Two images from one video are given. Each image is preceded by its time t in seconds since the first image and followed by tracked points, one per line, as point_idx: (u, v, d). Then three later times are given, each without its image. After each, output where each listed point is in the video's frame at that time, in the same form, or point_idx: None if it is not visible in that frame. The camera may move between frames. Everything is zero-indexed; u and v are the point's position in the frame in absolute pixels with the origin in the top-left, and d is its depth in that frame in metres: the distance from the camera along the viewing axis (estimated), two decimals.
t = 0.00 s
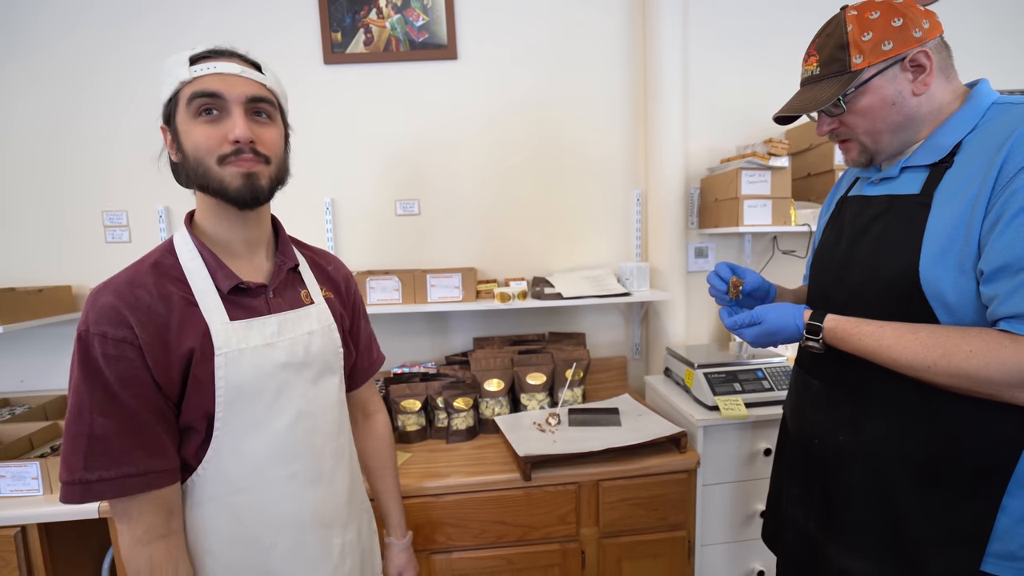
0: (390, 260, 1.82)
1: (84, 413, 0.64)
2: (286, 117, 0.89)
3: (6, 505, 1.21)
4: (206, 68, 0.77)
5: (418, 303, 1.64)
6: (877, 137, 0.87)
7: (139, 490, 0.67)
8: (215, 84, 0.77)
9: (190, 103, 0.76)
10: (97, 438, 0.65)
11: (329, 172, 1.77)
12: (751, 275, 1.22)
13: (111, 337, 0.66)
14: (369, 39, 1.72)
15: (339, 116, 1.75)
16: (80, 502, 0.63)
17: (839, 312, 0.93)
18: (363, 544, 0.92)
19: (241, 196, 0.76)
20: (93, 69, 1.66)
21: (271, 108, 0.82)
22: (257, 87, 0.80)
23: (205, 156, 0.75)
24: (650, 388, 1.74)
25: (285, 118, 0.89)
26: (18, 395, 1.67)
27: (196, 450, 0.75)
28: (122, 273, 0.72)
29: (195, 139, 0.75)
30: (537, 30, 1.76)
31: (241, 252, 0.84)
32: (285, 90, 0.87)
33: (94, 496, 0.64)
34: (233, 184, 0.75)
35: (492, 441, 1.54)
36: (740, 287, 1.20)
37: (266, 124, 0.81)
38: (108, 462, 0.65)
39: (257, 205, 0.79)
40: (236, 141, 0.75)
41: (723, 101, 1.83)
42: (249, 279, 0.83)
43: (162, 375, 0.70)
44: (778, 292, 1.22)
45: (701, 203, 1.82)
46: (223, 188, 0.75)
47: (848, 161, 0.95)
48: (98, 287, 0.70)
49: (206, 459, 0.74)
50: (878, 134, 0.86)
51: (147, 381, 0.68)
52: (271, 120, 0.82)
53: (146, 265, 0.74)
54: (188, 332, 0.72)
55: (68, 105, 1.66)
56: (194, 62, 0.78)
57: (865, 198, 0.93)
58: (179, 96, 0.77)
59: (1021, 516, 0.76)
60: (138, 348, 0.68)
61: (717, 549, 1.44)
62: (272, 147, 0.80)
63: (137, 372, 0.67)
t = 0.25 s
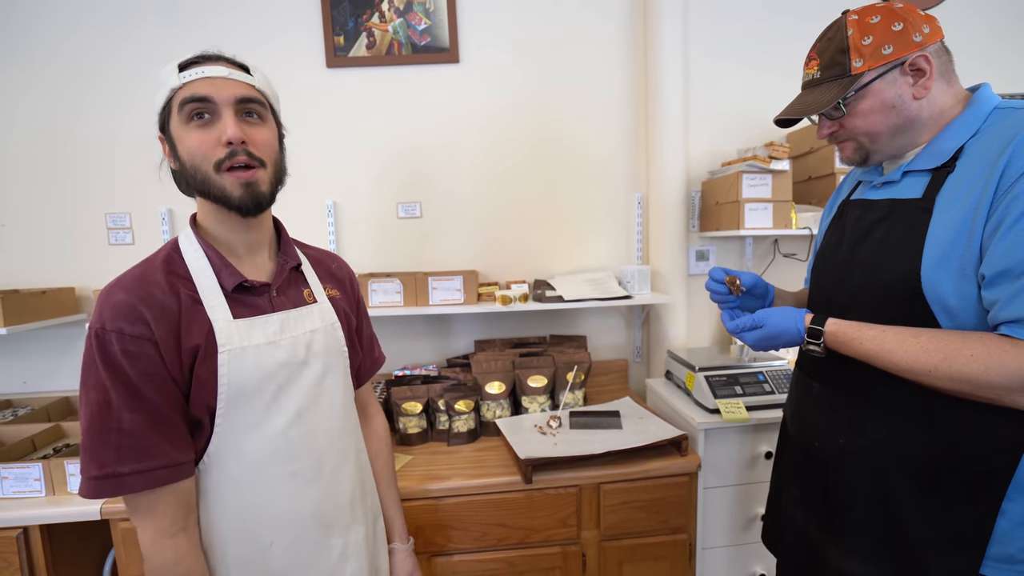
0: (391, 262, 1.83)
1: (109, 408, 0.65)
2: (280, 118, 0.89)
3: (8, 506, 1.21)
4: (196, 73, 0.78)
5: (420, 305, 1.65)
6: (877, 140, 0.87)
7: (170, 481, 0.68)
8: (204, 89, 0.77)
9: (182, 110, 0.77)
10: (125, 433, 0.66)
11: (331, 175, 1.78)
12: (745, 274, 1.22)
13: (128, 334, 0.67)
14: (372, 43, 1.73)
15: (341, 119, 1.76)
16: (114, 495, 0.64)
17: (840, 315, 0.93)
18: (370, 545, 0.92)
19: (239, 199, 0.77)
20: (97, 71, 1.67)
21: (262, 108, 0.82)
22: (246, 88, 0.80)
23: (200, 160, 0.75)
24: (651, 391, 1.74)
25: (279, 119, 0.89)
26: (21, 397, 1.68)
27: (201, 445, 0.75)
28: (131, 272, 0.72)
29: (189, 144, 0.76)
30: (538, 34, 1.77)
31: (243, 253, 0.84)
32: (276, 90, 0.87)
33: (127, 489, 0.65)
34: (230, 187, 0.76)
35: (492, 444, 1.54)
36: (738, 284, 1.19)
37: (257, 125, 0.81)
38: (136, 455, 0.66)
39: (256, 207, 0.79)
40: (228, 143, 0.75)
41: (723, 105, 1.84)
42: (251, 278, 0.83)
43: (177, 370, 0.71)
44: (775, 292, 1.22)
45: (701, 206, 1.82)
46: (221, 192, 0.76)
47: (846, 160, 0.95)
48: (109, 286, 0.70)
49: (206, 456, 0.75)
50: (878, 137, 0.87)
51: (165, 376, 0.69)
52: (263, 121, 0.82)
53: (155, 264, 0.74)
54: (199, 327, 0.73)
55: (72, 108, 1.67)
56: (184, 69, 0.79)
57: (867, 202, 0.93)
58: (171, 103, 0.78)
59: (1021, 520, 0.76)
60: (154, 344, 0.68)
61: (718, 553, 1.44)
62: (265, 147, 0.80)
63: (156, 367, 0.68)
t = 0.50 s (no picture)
0: (392, 264, 1.83)
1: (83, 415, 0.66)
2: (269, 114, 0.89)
3: (9, 508, 1.21)
4: (179, 76, 0.78)
5: (420, 307, 1.65)
6: (876, 142, 0.88)
7: (132, 492, 0.68)
8: (189, 91, 0.78)
9: (171, 115, 0.77)
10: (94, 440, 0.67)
11: (332, 177, 1.78)
12: (743, 274, 1.22)
13: (107, 343, 0.67)
14: (373, 45, 1.73)
15: (342, 121, 1.76)
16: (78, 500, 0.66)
17: (841, 318, 0.93)
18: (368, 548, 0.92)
19: (235, 197, 0.77)
20: (99, 74, 1.67)
21: (249, 104, 0.82)
22: (230, 86, 0.80)
23: (196, 162, 0.76)
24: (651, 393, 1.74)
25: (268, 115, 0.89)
26: (22, 399, 1.68)
27: (195, 447, 0.75)
28: (129, 279, 0.74)
29: (184, 147, 0.76)
30: (539, 37, 1.77)
31: (242, 255, 0.85)
32: (262, 86, 0.87)
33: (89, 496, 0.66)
34: (225, 185, 0.76)
35: (492, 446, 1.54)
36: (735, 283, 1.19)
37: (247, 122, 0.81)
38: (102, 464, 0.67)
39: (255, 203, 0.79)
40: (221, 141, 0.76)
41: (723, 108, 1.84)
42: (248, 280, 0.83)
43: (158, 380, 0.70)
44: (775, 291, 1.23)
45: (702, 208, 1.82)
46: (217, 191, 0.76)
47: (845, 162, 0.96)
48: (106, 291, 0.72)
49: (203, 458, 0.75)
50: (878, 140, 0.87)
51: (142, 387, 0.69)
52: (252, 117, 0.82)
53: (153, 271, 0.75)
54: (184, 336, 0.72)
55: (74, 110, 1.68)
56: (167, 74, 0.79)
57: (869, 204, 0.94)
58: (160, 111, 0.79)
59: (1019, 523, 0.76)
60: (133, 354, 0.68)
61: (718, 555, 1.44)
62: (257, 142, 0.80)
63: (132, 377, 0.68)
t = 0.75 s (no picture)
0: (392, 265, 1.83)
1: (67, 410, 0.68)
2: (258, 112, 0.89)
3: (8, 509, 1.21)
4: (162, 83, 0.78)
5: (421, 308, 1.65)
6: (878, 143, 0.88)
7: (103, 492, 0.68)
8: (173, 97, 0.78)
9: (161, 124, 0.78)
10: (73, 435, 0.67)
11: (332, 178, 1.78)
12: (745, 276, 1.22)
13: (100, 340, 0.68)
14: (374, 47, 1.73)
15: (343, 122, 1.76)
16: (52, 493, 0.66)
17: (844, 319, 0.93)
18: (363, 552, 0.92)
19: (229, 198, 0.77)
20: (100, 74, 1.67)
21: (235, 104, 0.82)
22: (215, 87, 0.80)
23: (187, 167, 0.76)
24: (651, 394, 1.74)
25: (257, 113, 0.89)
26: (22, 399, 1.67)
27: (190, 448, 0.76)
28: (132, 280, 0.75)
29: (175, 154, 0.77)
30: (539, 38, 1.77)
31: (242, 256, 0.84)
32: (248, 84, 0.87)
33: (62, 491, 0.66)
34: (217, 188, 0.76)
35: (493, 447, 1.54)
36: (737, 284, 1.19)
37: (234, 122, 0.81)
38: (78, 460, 0.67)
39: (250, 203, 0.79)
40: (209, 144, 0.76)
41: (724, 109, 1.84)
42: (246, 282, 0.83)
43: (145, 381, 0.70)
44: (777, 292, 1.23)
45: (703, 210, 1.82)
46: (211, 195, 0.76)
47: (847, 163, 0.96)
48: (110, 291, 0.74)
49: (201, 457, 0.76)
50: (879, 141, 0.87)
51: (128, 386, 0.69)
52: (239, 117, 0.82)
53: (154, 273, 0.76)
54: (174, 340, 0.72)
55: (74, 110, 1.67)
56: (151, 82, 0.80)
57: (872, 206, 0.94)
58: (150, 121, 0.80)
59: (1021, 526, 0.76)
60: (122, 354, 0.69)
61: (719, 557, 1.43)
62: (246, 142, 0.80)
63: (119, 377, 0.69)
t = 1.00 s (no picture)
0: (392, 267, 1.83)
1: (66, 411, 0.66)
2: (257, 116, 0.89)
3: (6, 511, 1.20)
4: (160, 87, 0.79)
5: (421, 310, 1.65)
6: (880, 146, 0.88)
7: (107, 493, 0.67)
8: (171, 100, 0.78)
9: (158, 128, 0.78)
10: (74, 438, 0.66)
11: (332, 179, 1.78)
12: (746, 277, 1.22)
13: (99, 342, 0.67)
14: (374, 48, 1.73)
15: (342, 123, 1.76)
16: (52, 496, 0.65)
17: (845, 321, 0.94)
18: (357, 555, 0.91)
19: (223, 200, 0.76)
20: (99, 75, 1.67)
21: (231, 107, 0.82)
22: (211, 90, 0.80)
23: (184, 169, 0.76)
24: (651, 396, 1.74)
25: (256, 117, 0.89)
26: (21, 401, 1.67)
27: (183, 451, 0.76)
28: (126, 280, 0.74)
29: (172, 156, 0.77)
30: (539, 40, 1.78)
31: (240, 258, 0.84)
32: (246, 88, 0.87)
33: (64, 494, 0.65)
34: (211, 188, 0.75)
35: (492, 449, 1.54)
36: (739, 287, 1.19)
37: (230, 125, 0.81)
38: (80, 461, 0.66)
39: (244, 204, 0.78)
40: (205, 146, 0.76)
41: (723, 111, 1.85)
42: (242, 285, 0.83)
43: (147, 381, 0.70)
44: (777, 294, 1.23)
45: (702, 211, 1.83)
46: (205, 196, 0.76)
47: (850, 167, 0.96)
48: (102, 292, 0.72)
49: (194, 460, 0.75)
50: (881, 143, 0.87)
51: (130, 387, 0.69)
52: (235, 120, 0.82)
53: (149, 274, 0.75)
54: (174, 339, 0.72)
55: (74, 111, 1.67)
56: (150, 86, 0.80)
57: (873, 208, 0.94)
58: (149, 124, 0.80)
59: None
60: (123, 355, 0.69)
61: (719, 559, 1.43)
62: (241, 144, 0.80)
63: (119, 377, 0.68)
